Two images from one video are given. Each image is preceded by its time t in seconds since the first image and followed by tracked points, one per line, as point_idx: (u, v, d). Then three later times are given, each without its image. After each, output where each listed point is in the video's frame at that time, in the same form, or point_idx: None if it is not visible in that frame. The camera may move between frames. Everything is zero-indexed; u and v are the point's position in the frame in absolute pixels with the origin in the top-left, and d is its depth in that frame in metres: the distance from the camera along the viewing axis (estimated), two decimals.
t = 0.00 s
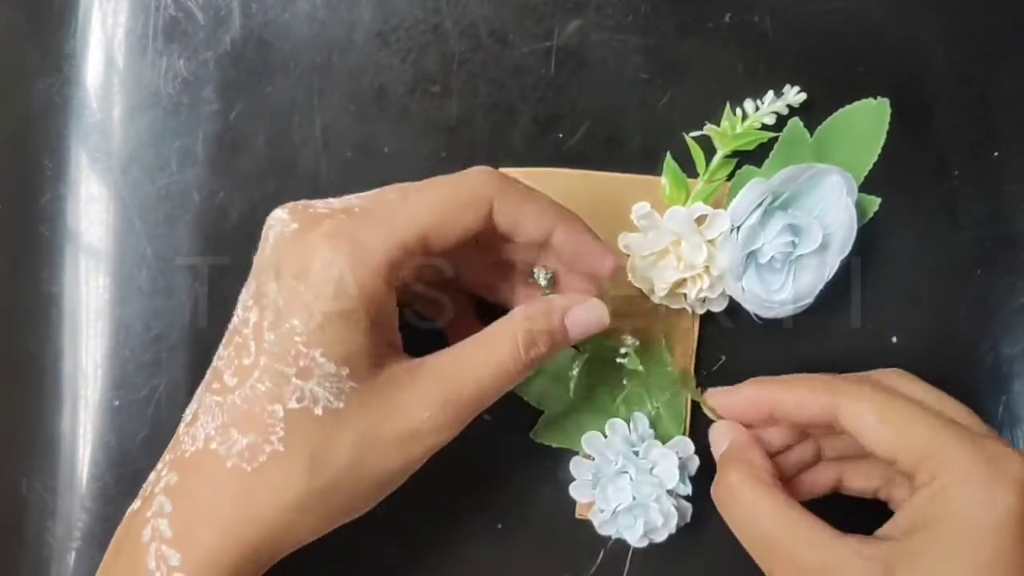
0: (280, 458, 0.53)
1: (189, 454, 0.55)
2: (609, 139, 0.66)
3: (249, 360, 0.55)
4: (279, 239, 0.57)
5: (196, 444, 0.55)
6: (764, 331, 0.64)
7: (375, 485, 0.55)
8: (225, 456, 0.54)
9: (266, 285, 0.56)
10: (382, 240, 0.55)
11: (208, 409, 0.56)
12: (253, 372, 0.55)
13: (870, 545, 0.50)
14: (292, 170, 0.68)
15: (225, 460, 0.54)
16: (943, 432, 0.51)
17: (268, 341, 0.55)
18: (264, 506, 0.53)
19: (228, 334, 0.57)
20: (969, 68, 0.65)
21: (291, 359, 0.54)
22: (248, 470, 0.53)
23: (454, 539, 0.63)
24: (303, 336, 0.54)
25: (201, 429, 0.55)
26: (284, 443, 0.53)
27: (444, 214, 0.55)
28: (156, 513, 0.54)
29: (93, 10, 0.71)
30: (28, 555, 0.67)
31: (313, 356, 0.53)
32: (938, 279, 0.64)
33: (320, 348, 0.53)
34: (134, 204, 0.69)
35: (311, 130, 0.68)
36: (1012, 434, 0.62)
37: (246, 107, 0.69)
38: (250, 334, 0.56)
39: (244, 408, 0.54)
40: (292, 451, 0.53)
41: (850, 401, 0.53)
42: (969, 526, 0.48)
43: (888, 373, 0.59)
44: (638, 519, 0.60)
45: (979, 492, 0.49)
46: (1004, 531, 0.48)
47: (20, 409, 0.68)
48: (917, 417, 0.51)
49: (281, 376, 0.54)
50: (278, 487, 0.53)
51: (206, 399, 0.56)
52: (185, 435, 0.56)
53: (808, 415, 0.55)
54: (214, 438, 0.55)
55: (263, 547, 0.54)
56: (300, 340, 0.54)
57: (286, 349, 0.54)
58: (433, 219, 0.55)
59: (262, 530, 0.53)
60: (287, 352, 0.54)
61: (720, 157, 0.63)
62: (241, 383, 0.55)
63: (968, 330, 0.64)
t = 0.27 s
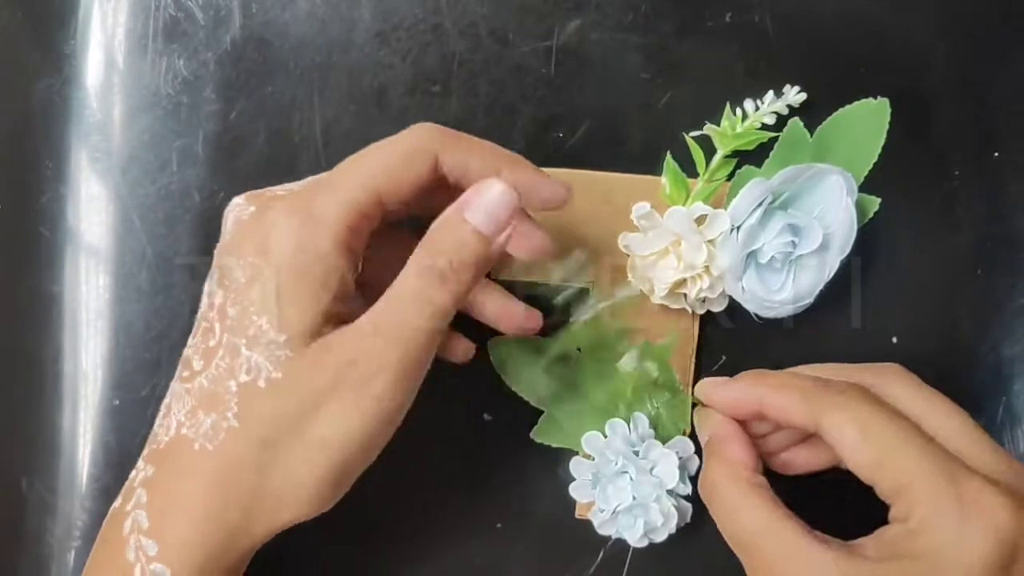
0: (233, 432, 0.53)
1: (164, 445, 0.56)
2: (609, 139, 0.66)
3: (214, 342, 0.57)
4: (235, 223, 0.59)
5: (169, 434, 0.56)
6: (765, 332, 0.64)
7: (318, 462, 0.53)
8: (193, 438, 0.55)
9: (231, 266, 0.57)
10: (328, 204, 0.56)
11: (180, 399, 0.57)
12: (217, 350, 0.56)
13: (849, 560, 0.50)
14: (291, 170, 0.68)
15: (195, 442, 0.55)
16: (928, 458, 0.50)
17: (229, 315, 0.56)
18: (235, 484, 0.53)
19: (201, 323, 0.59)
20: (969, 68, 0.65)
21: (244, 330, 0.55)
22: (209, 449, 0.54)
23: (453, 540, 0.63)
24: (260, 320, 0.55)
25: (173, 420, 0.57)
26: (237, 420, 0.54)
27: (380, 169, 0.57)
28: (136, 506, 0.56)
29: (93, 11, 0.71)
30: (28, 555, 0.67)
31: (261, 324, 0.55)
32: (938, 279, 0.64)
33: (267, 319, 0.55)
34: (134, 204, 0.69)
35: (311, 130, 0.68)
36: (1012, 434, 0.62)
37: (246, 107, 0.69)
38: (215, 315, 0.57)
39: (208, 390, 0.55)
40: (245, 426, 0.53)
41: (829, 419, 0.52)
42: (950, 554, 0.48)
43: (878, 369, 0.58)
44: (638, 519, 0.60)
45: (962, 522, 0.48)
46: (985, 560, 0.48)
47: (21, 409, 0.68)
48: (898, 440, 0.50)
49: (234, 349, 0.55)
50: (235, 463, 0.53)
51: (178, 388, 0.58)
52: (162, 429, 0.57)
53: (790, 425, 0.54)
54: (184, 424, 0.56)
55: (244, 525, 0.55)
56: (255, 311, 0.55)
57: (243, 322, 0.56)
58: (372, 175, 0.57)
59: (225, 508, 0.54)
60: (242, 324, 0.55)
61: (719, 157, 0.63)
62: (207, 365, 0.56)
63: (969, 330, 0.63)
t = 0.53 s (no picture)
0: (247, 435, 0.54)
1: (170, 453, 0.56)
2: (609, 139, 0.66)
3: (203, 347, 0.56)
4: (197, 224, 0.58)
5: (172, 442, 0.56)
6: (765, 332, 0.64)
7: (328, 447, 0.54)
8: (203, 445, 0.55)
9: (200, 271, 0.57)
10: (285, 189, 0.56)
11: (178, 406, 0.56)
12: (209, 356, 0.55)
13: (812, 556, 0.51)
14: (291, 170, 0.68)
15: (205, 448, 0.54)
16: (877, 456, 0.51)
17: (217, 320, 0.56)
18: (255, 488, 0.54)
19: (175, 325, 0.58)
20: (969, 69, 0.65)
21: (238, 333, 0.55)
22: (224, 453, 0.54)
23: (455, 540, 0.63)
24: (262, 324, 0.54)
25: (174, 426, 0.56)
26: (248, 418, 0.54)
27: (347, 150, 0.57)
28: (153, 514, 0.55)
29: (93, 11, 0.71)
30: (28, 556, 0.67)
31: (261, 326, 0.54)
32: (938, 279, 0.64)
33: (268, 320, 0.54)
34: (134, 204, 0.69)
35: (311, 130, 0.68)
36: (1012, 434, 0.63)
37: (246, 107, 0.69)
38: (198, 319, 0.56)
39: (210, 394, 0.55)
40: (257, 424, 0.53)
41: (786, 424, 0.53)
42: (894, 549, 0.49)
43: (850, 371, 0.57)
44: (639, 519, 0.60)
45: (900, 516, 0.49)
46: (926, 555, 0.49)
47: (21, 409, 0.68)
48: (848, 440, 0.51)
49: (232, 351, 0.55)
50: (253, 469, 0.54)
51: (170, 396, 0.57)
52: (160, 437, 0.57)
53: (758, 432, 0.56)
54: (189, 431, 0.55)
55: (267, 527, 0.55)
56: (245, 311, 0.55)
57: (233, 325, 0.55)
58: (325, 158, 0.57)
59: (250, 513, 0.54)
60: (234, 325, 0.55)
61: (719, 157, 0.62)
62: (201, 372, 0.56)
63: (969, 330, 0.63)
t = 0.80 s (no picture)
0: (321, 488, 0.54)
1: (213, 474, 0.55)
2: (609, 139, 0.66)
3: (295, 391, 0.54)
4: (289, 276, 0.58)
5: (224, 465, 0.55)
6: (764, 331, 0.64)
7: (388, 520, 0.56)
8: (262, 480, 0.54)
9: (292, 312, 0.56)
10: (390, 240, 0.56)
11: (241, 428, 0.55)
12: (296, 402, 0.54)
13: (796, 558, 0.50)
14: (291, 170, 0.68)
15: (263, 485, 0.54)
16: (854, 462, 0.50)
17: (323, 375, 0.54)
18: (294, 525, 0.54)
19: (269, 353, 0.56)
20: (969, 68, 0.65)
21: (346, 398, 0.53)
22: (286, 495, 0.54)
23: (456, 541, 0.63)
24: (361, 370, 0.54)
25: (230, 448, 0.55)
26: (325, 474, 0.54)
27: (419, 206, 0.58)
28: (182, 530, 0.54)
29: (93, 10, 0.71)
30: (29, 555, 0.67)
31: (370, 395, 0.53)
32: (938, 279, 0.64)
33: (379, 389, 0.53)
34: (134, 204, 0.69)
35: (312, 131, 0.68)
36: (1012, 434, 0.63)
37: (246, 107, 0.69)
38: (297, 363, 0.55)
39: (289, 439, 0.54)
40: (333, 481, 0.54)
41: (766, 431, 0.53)
42: (871, 553, 0.49)
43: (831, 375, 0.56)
44: (639, 519, 0.60)
45: (882, 517, 0.49)
46: (902, 558, 0.48)
47: (20, 409, 0.68)
48: (826, 446, 0.51)
49: (332, 412, 0.53)
50: (311, 512, 0.54)
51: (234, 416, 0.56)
52: (209, 452, 0.56)
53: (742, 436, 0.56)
54: (250, 461, 0.54)
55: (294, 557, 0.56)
56: (359, 381, 0.53)
57: (342, 387, 0.54)
58: (425, 212, 0.58)
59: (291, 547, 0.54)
60: (341, 389, 0.54)
61: (719, 157, 0.63)
62: (285, 413, 0.54)
63: (969, 330, 0.63)
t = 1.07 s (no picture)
0: (325, 487, 0.54)
1: (218, 474, 0.55)
2: (609, 139, 0.66)
3: (292, 390, 0.54)
4: (290, 275, 0.57)
5: (227, 464, 0.55)
6: (765, 331, 0.64)
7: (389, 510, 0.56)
8: (266, 481, 0.54)
9: (291, 310, 0.55)
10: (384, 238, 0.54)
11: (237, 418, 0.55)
12: (298, 403, 0.53)
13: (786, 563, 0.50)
14: (291, 170, 0.68)
15: (267, 486, 0.54)
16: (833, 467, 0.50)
17: (319, 374, 0.53)
18: (301, 526, 0.54)
19: (266, 352, 0.55)
20: (969, 68, 0.65)
21: (344, 396, 0.53)
22: (291, 495, 0.54)
23: (457, 542, 0.63)
24: (359, 369, 0.52)
25: (232, 448, 0.55)
26: (329, 472, 0.54)
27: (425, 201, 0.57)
28: (187, 530, 0.55)
29: (93, 10, 0.71)
30: (29, 555, 0.67)
31: (369, 393, 0.53)
32: (938, 279, 0.64)
33: (379, 386, 0.53)
34: (134, 204, 0.69)
35: (312, 131, 0.68)
36: (1012, 434, 0.62)
37: (246, 107, 0.69)
38: (293, 362, 0.54)
39: (290, 438, 0.53)
40: (337, 478, 0.54)
41: (746, 445, 0.53)
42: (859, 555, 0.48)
43: (811, 378, 0.56)
44: (637, 520, 0.60)
45: (867, 517, 0.49)
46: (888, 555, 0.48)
47: (20, 409, 0.68)
48: (804, 450, 0.51)
49: (332, 410, 0.53)
50: (321, 510, 0.54)
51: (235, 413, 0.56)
52: (212, 452, 0.56)
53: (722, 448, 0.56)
54: (252, 460, 0.54)
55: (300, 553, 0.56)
56: (355, 379, 0.53)
57: (338, 383, 0.53)
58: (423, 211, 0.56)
59: (298, 544, 0.55)
60: (338, 388, 0.53)
61: (718, 158, 0.63)
62: (284, 412, 0.54)
63: (968, 330, 0.63)
